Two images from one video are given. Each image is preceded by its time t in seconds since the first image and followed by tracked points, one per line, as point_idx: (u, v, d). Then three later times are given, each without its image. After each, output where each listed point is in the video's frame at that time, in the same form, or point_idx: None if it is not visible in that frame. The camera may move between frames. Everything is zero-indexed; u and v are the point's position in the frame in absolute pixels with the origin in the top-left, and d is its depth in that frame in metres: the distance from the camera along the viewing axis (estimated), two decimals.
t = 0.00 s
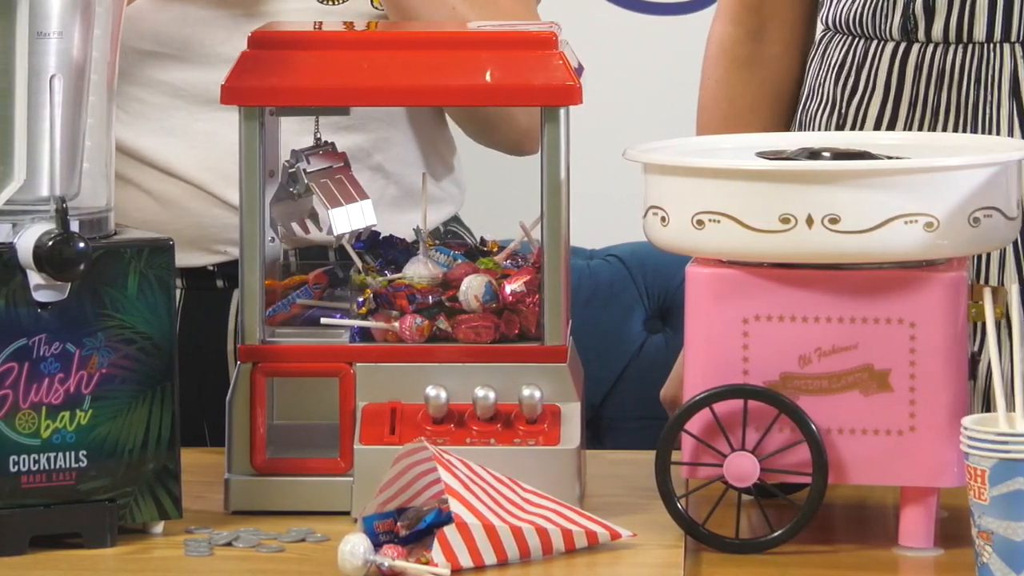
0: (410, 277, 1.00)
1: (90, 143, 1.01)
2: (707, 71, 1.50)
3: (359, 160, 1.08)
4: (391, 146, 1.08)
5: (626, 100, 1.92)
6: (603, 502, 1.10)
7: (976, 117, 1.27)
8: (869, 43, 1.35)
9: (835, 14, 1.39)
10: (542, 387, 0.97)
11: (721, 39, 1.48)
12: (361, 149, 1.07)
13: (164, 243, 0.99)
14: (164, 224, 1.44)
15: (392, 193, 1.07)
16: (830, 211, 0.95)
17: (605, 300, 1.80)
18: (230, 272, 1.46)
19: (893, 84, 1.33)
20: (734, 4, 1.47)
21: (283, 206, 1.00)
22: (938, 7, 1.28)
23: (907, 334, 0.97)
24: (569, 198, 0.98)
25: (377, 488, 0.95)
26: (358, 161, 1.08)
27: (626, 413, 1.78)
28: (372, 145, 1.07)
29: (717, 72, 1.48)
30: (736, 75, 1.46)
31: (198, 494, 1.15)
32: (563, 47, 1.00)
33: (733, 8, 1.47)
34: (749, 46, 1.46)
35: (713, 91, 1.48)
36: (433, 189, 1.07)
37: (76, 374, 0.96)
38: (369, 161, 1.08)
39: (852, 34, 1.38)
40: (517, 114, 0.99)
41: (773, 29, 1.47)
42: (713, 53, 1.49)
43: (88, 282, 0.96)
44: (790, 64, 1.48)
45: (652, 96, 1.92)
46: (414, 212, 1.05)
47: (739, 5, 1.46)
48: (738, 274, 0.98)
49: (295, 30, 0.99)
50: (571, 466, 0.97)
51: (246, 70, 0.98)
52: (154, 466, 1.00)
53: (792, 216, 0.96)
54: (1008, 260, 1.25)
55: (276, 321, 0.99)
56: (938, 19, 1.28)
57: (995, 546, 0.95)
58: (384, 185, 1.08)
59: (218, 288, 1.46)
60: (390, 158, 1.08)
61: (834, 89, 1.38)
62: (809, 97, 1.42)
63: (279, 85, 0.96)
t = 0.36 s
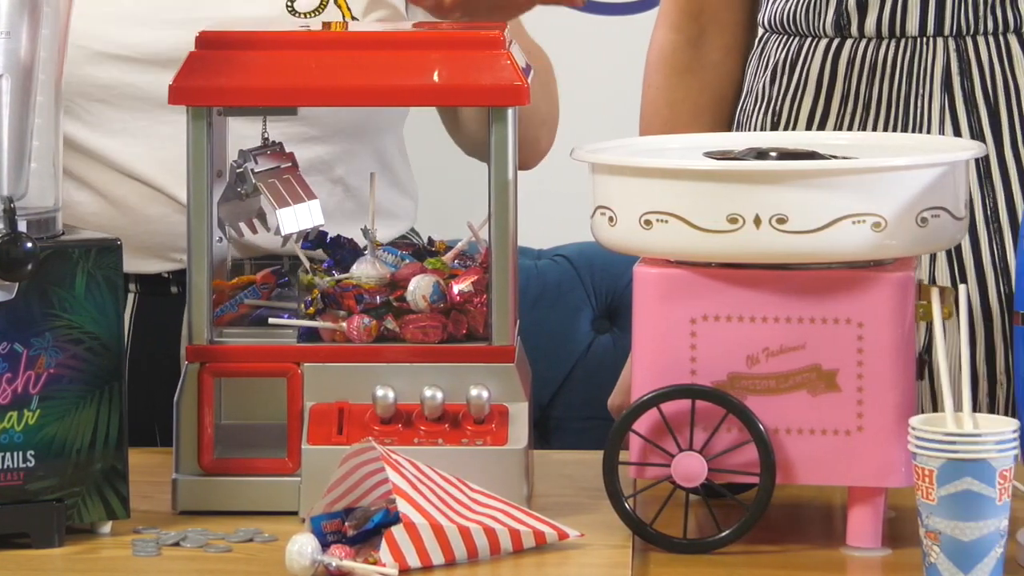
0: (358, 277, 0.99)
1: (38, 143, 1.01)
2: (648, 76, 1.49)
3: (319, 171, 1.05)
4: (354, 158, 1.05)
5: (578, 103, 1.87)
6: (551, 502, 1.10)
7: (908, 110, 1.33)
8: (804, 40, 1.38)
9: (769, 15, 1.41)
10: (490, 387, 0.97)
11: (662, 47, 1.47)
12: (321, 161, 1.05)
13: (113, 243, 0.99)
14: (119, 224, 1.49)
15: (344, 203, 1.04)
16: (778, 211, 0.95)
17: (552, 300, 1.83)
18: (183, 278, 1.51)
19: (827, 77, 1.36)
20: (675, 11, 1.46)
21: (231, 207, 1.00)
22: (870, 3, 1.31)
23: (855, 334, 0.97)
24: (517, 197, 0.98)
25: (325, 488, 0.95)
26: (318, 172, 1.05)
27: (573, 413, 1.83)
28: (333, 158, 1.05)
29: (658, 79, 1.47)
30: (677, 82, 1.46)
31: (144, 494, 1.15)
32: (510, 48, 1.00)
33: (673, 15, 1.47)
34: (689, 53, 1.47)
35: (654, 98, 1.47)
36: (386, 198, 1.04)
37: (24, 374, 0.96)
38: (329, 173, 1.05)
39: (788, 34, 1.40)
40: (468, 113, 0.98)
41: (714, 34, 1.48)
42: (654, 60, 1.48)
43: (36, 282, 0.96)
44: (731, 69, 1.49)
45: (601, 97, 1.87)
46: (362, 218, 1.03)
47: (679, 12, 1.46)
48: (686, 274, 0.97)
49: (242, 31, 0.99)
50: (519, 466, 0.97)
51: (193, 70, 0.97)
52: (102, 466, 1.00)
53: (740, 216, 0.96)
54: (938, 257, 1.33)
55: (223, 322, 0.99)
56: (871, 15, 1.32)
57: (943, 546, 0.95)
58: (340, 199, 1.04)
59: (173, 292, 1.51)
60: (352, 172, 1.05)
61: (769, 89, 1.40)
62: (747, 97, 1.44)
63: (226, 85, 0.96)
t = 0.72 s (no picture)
0: (307, 277, 0.99)
1: None
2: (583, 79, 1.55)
3: (269, 168, 1.05)
4: (302, 155, 1.08)
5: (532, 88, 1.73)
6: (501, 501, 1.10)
7: (850, 111, 1.34)
8: (744, 43, 1.38)
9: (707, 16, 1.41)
10: (439, 387, 0.98)
11: (596, 49, 1.52)
12: (270, 158, 1.06)
13: (63, 243, 0.99)
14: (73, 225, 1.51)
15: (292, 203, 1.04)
16: (727, 211, 0.95)
17: (501, 300, 1.79)
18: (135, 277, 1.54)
19: (766, 78, 1.37)
20: (608, 15, 1.51)
21: (180, 207, 1.00)
22: (814, 8, 1.32)
23: (804, 334, 0.97)
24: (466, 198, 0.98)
25: (274, 488, 0.95)
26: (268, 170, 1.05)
27: (523, 412, 1.83)
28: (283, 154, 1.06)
29: (592, 81, 1.53)
30: (610, 87, 1.50)
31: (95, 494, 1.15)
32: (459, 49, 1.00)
33: (608, 18, 1.51)
34: (622, 57, 1.50)
35: (587, 100, 1.54)
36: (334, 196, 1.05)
37: None
38: (278, 171, 1.06)
39: (726, 36, 1.40)
40: (412, 117, 0.99)
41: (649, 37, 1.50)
42: (590, 62, 1.53)
43: None
44: (666, 73, 1.51)
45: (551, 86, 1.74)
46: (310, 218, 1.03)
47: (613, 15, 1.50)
48: (635, 274, 0.98)
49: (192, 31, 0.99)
50: (469, 465, 0.97)
51: (142, 71, 0.97)
52: (51, 466, 0.99)
53: (689, 216, 0.96)
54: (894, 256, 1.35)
55: (173, 322, 0.99)
56: (815, 20, 1.33)
57: (892, 544, 0.95)
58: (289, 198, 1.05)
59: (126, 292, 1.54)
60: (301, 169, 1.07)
61: (706, 91, 1.41)
62: (681, 99, 1.45)
63: (175, 85, 0.96)
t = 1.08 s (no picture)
0: (260, 277, 0.99)
1: None
2: (521, 79, 1.56)
3: (220, 165, 1.09)
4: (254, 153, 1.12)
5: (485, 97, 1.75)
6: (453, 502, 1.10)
7: (810, 112, 1.36)
8: (692, 48, 1.40)
9: (650, 23, 1.43)
10: (391, 386, 0.98)
11: (534, 49, 1.53)
12: (224, 155, 1.09)
13: (17, 243, 0.99)
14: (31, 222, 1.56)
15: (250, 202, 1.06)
16: (680, 211, 0.95)
17: (455, 300, 1.67)
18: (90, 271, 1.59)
19: (720, 80, 1.38)
20: (544, 17, 1.52)
21: (132, 207, 1.00)
22: (765, 16, 1.34)
23: (756, 334, 0.97)
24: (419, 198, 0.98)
25: (227, 488, 0.95)
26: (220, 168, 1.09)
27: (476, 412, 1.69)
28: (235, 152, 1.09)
29: (530, 83, 1.55)
30: (551, 89, 1.52)
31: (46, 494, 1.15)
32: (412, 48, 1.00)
33: (545, 20, 1.52)
34: (561, 56, 1.51)
35: (528, 101, 1.55)
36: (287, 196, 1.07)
37: None
38: (230, 168, 1.09)
39: (671, 42, 1.41)
40: (371, 116, 0.99)
41: (586, 34, 1.50)
42: (529, 64, 1.55)
43: None
44: (605, 74, 1.51)
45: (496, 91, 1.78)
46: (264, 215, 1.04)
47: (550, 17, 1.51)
48: (588, 274, 0.97)
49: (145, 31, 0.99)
50: (422, 465, 0.97)
51: (94, 70, 0.97)
52: (3, 465, 0.98)
53: (641, 216, 0.96)
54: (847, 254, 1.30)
55: (126, 322, 0.99)
56: (766, 26, 1.35)
57: (846, 545, 0.95)
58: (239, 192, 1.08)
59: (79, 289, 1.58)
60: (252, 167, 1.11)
61: (656, 96, 1.42)
62: (626, 104, 1.46)
63: (127, 85, 0.96)
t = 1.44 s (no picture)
0: (216, 277, 1.00)
1: None
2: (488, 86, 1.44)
3: (179, 160, 1.07)
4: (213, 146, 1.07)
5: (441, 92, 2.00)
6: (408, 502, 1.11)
7: (787, 117, 1.32)
8: (665, 53, 1.36)
9: (622, 27, 1.39)
10: (348, 386, 0.98)
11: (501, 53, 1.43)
12: (184, 149, 1.07)
13: None
14: None
15: (209, 197, 1.04)
16: (635, 211, 0.95)
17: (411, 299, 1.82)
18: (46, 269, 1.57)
19: (695, 84, 1.35)
20: (512, 20, 1.43)
21: (88, 207, 1.00)
22: (738, 22, 1.31)
23: (713, 334, 0.97)
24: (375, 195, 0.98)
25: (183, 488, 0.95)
26: (181, 161, 1.07)
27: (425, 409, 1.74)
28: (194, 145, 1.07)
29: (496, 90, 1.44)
30: (523, 97, 1.43)
31: None
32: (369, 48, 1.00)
33: (512, 23, 1.43)
34: (530, 61, 1.44)
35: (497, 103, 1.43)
36: (242, 192, 1.04)
37: None
38: (192, 163, 1.07)
39: (642, 45, 1.38)
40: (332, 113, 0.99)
41: (556, 43, 1.45)
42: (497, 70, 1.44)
43: None
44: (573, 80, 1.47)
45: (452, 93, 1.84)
46: (220, 216, 1.02)
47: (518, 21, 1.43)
48: (544, 274, 0.97)
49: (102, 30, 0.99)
50: (378, 465, 0.97)
51: (51, 70, 0.97)
52: None
53: (598, 216, 0.96)
54: (824, 251, 1.28)
55: (81, 322, 0.99)
56: (740, 30, 1.31)
57: (801, 545, 0.94)
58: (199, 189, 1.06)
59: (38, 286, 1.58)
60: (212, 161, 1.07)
61: (628, 96, 1.38)
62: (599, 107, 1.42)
63: (84, 85, 0.96)
